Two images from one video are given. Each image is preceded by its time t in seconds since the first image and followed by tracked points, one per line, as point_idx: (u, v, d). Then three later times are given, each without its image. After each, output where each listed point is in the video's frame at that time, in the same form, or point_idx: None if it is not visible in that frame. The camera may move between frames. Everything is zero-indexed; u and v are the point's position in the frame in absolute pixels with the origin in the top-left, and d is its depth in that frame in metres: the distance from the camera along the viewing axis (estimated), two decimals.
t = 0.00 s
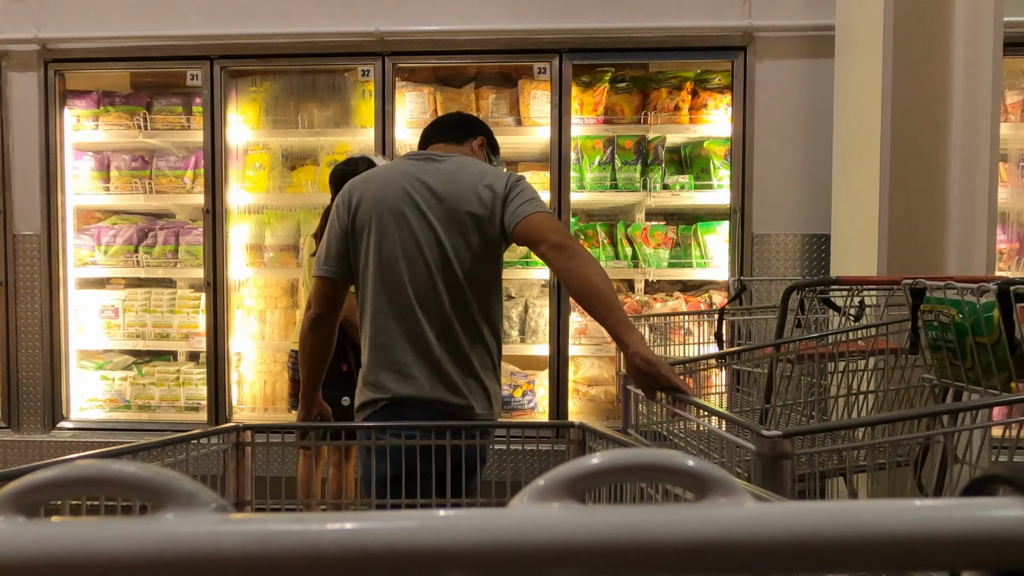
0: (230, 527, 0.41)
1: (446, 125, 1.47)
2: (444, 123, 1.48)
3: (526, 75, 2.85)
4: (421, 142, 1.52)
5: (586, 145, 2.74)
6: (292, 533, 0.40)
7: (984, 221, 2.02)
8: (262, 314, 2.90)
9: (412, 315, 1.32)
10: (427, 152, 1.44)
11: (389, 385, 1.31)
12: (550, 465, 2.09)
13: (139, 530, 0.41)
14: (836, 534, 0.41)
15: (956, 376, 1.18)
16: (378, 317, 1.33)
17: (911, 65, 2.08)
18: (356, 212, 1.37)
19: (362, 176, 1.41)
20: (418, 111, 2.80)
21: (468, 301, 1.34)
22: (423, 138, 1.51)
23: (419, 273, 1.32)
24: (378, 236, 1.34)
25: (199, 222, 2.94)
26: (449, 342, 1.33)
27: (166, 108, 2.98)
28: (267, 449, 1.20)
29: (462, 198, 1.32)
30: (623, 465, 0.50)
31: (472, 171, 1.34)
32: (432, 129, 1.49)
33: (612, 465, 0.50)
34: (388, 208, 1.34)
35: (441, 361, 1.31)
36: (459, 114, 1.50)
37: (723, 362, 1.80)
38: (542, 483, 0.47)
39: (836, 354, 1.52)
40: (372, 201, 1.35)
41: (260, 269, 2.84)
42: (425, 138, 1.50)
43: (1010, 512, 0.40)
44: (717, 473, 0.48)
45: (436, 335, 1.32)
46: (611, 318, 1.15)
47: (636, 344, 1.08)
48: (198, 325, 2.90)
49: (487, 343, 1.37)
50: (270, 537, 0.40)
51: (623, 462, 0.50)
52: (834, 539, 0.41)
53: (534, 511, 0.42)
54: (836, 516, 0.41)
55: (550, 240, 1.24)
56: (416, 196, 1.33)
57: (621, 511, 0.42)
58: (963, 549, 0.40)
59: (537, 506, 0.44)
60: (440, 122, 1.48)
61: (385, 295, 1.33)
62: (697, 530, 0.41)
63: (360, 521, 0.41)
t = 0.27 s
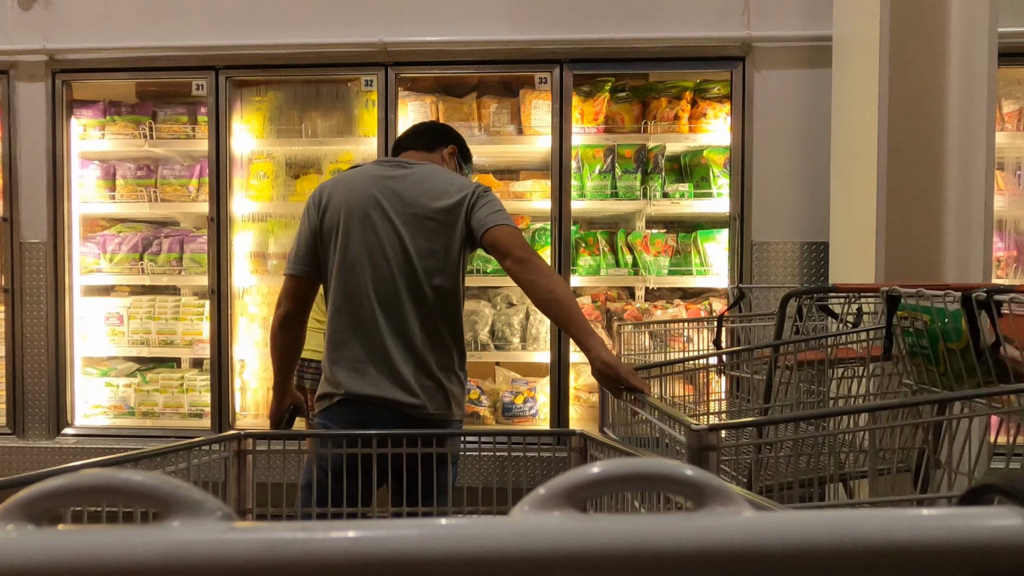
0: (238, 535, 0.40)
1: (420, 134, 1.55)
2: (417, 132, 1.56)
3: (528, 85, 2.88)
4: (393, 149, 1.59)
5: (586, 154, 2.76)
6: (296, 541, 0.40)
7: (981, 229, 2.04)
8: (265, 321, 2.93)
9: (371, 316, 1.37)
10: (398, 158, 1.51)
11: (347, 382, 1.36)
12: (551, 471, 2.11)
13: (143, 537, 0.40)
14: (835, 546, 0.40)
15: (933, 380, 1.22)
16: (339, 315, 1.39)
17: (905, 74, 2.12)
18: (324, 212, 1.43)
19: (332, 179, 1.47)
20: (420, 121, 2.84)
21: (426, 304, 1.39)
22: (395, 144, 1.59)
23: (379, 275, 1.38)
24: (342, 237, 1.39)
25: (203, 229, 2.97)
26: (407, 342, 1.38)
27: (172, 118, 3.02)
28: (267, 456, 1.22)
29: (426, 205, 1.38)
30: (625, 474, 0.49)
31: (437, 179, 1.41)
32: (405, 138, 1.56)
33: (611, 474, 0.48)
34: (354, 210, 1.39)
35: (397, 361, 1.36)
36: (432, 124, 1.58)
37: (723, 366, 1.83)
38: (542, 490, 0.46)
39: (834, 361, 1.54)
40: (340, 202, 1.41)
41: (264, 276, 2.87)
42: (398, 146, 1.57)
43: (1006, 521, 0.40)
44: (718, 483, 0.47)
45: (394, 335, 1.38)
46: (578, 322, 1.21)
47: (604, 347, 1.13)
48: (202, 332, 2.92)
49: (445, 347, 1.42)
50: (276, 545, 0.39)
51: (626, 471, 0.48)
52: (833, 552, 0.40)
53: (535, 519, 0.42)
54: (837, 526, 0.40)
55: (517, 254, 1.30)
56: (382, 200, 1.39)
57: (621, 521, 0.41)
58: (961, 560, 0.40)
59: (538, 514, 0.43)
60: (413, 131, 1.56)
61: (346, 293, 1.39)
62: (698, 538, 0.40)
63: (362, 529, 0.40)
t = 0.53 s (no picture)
0: (235, 538, 0.39)
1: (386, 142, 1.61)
2: (382, 140, 1.61)
3: (529, 91, 2.90)
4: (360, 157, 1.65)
5: (586, 159, 2.82)
6: (295, 545, 0.38)
7: (971, 233, 2.09)
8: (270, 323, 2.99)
9: (335, 318, 1.42)
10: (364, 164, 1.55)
11: (312, 382, 1.41)
12: (550, 470, 2.16)
13: (137, 541, 0.39)
14: (832, 552, 0.39)
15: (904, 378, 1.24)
16: (304, 316, 1.44)
17: (900, 80, 2.15)
18: (290, 217, 1.47)
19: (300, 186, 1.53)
20: (422, 126, 2.88)
21: (388, 307, 1.44)
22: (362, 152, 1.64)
23: (342, 278, 1.43)
24: (308, 241, 1.45)
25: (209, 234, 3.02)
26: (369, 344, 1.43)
27: (178, 124, 3.07)
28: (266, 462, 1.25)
29: (389, 211, 1.44)
30: (624, 477, 0.48)
31: (401, 187, 1.47)
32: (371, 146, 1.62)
33: (610, 477, 0.48)
34: (320, 216, 1.45)
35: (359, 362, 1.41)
36: (397, 132, 1.64)
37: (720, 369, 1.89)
38: (541, 494, 0.46)
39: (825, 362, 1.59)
40: (306, 207, 1.46)
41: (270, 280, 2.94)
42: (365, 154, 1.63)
43: (1009, 524, 0.39)
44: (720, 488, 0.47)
45: (356, 337, 1.43)
46: (546, 324, 1.33)
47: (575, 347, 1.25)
48: (208, 335, 2.97)
49: (406, 349, 1.46)
50: (275, 548, 0.38)
51: (626, 474, 0.48)
52: (830, 557, 0.39)
53: (530, 522, 0.41)
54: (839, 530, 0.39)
55: (487, 261, 1.40)
56: (346, 206, 1.45)
57: (620, 524, 0.40)
58: (961, 563, 0.39)
59: (536, 518, 0.42)
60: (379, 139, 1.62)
61: (311, 296, 1.44)
62: (693, 542, 0.39)
63: (361, 533, 0.39)
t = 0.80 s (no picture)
0: (230, 545, 0.37)
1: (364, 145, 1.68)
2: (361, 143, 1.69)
3: (529, 98, 2.98)
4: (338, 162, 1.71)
5: (585, 165, 2.87)
6: (291, 552, 0.36)
7: (960, 238, 2.16)
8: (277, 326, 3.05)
9: (319, 321, 1.48)
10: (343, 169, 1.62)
11: (296, 382, 1.47)
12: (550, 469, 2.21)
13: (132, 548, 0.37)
14: (836, 555, 0.36)
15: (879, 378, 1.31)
16: (290, 319, 1.50)
17: (889, 90, 2.21)
18: (274, 223, 1.52)
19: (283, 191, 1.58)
20: (425, 133, 2.94)
21: (370, 310, 1.50)
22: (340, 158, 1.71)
23: (326, 282, 1.49)
24: (293, 246, 1.50)
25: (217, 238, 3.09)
26: (352, 345, 1.49)
27: (186, 130, 3.14)
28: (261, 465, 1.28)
29: (371, 218, 1.50)
30: (622, 484, 0.50)
31: (381, 194, 1.53)
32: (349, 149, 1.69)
33: (607, 482, 0.50)
34: (304, 222, 1.50)
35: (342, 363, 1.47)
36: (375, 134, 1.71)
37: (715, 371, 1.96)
38: (537, 499, 0.48)
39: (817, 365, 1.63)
40: (289, 212, 1.52)
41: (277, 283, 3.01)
42: (343, 160, 1.69)
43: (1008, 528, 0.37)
44: (718, 494, 0.47)
45: (340, 339, 1.49)
46: (524, 325, 1.40)
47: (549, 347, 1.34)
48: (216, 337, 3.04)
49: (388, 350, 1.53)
50: (264, 555, 0.36)
51: (621, 480, 0.50)
52: (836, 561, 0.36)
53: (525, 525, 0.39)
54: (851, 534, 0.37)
55: (470, 267, 1.47)
56: (330, 213, 1.51)
57: (615, 527, 0.38)
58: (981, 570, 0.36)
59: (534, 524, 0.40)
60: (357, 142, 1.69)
61: (296, 299, 1.50)
62: (691, 542, 0.37)
63: (360, 538, 0.37)
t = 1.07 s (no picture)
0: (233, 549, 0.41)
1: (348, 154, 1.73)
2: (344, 151, 1.73)
3: (530, 106, 3.05)
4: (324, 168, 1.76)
5: (585, 172, 2.94)
6: (293, 556, 0.40)
7: (949, 242, 2.23)
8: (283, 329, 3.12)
9: (314, 325, 1.55)
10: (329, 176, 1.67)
11: (294, 383, 1.54)
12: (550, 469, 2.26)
13: (139, 554, 0.41)
14: (812, 552, 0.40)
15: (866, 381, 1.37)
16: (286, 324, 1.57)
17: (879, 100, 2.28)
18: (268, 231, 1.58)
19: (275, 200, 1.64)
20: (429, 140, 3.02)
21: (363, 314, 1.57)
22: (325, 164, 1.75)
23: (320, 288, 1.55)
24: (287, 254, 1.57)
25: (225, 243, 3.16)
26: (347, 348, 1.56)
27: (195, 138, 3.21)
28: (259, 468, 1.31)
29: (363, 225, 1.57)
30: (621, 487, 0.54)
31: (371, 202, 1.59)
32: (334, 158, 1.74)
33: (603, 487, 0.53)
34: (297, 230, 1.56)
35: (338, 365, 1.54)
36: (357, 142, 1.75)
37: (712, 373, 2.01)
38: (536, 504, 0.51)
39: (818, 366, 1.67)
40: (282, 221, 1.58)
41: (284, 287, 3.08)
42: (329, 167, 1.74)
43: (990, 533, 0.40)
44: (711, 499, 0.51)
45: (334, 342, 1.55)
46: (505, 325, 1.48)
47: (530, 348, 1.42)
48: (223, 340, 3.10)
49: (382, 352, 1.58)
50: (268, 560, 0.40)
51: (618, 484, 0.53)
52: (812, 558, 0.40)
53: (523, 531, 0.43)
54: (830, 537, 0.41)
55: (453, 272, 1.52)
56: (322, 221, 1.57)
57: (610, 532, 0.42)
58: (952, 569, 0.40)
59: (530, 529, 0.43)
60: (340, 151, 1.73)
61: (292, 305, 1.56)
62: (683, 547, 0.41)
63: (356, 543, 0.41)
